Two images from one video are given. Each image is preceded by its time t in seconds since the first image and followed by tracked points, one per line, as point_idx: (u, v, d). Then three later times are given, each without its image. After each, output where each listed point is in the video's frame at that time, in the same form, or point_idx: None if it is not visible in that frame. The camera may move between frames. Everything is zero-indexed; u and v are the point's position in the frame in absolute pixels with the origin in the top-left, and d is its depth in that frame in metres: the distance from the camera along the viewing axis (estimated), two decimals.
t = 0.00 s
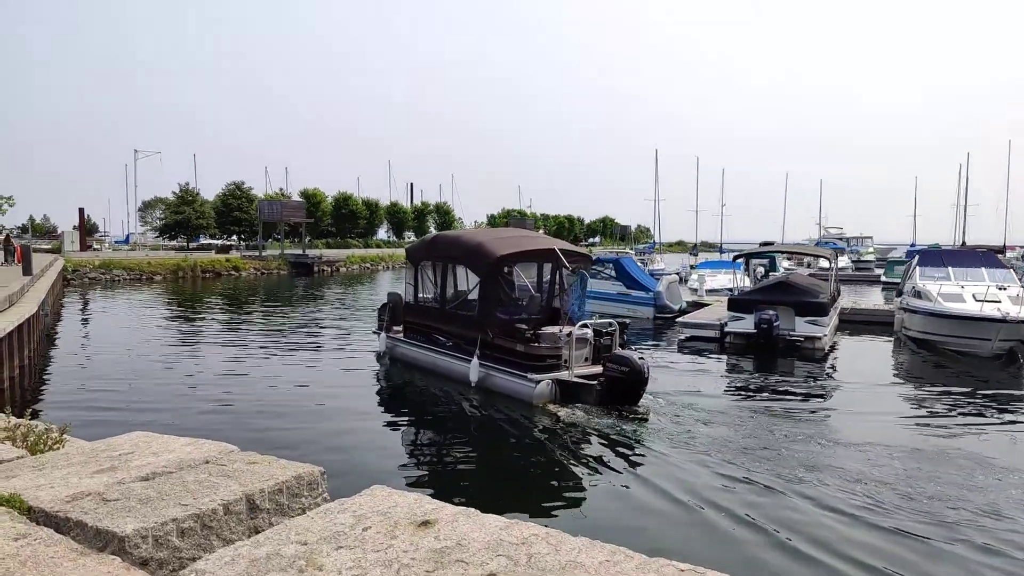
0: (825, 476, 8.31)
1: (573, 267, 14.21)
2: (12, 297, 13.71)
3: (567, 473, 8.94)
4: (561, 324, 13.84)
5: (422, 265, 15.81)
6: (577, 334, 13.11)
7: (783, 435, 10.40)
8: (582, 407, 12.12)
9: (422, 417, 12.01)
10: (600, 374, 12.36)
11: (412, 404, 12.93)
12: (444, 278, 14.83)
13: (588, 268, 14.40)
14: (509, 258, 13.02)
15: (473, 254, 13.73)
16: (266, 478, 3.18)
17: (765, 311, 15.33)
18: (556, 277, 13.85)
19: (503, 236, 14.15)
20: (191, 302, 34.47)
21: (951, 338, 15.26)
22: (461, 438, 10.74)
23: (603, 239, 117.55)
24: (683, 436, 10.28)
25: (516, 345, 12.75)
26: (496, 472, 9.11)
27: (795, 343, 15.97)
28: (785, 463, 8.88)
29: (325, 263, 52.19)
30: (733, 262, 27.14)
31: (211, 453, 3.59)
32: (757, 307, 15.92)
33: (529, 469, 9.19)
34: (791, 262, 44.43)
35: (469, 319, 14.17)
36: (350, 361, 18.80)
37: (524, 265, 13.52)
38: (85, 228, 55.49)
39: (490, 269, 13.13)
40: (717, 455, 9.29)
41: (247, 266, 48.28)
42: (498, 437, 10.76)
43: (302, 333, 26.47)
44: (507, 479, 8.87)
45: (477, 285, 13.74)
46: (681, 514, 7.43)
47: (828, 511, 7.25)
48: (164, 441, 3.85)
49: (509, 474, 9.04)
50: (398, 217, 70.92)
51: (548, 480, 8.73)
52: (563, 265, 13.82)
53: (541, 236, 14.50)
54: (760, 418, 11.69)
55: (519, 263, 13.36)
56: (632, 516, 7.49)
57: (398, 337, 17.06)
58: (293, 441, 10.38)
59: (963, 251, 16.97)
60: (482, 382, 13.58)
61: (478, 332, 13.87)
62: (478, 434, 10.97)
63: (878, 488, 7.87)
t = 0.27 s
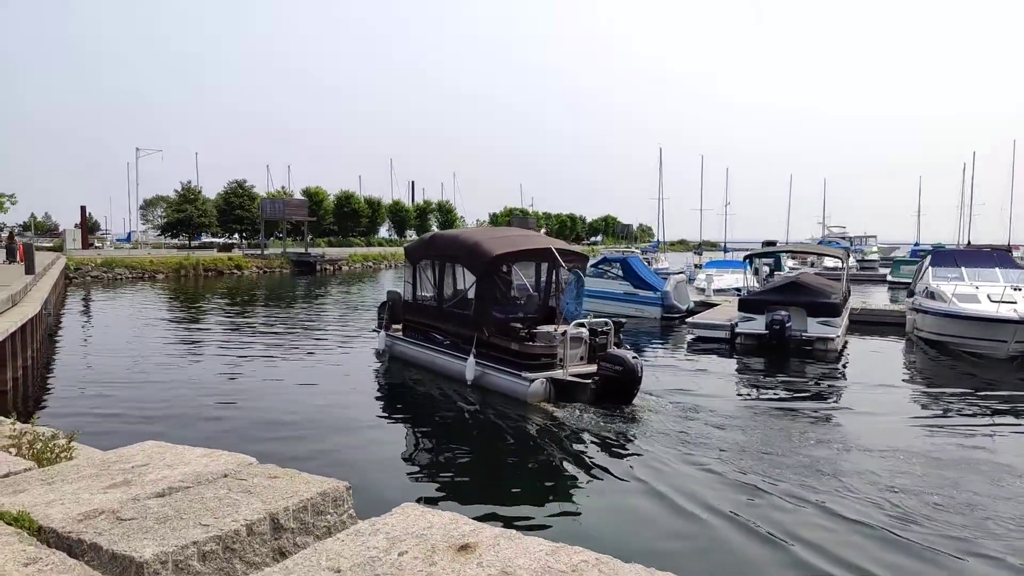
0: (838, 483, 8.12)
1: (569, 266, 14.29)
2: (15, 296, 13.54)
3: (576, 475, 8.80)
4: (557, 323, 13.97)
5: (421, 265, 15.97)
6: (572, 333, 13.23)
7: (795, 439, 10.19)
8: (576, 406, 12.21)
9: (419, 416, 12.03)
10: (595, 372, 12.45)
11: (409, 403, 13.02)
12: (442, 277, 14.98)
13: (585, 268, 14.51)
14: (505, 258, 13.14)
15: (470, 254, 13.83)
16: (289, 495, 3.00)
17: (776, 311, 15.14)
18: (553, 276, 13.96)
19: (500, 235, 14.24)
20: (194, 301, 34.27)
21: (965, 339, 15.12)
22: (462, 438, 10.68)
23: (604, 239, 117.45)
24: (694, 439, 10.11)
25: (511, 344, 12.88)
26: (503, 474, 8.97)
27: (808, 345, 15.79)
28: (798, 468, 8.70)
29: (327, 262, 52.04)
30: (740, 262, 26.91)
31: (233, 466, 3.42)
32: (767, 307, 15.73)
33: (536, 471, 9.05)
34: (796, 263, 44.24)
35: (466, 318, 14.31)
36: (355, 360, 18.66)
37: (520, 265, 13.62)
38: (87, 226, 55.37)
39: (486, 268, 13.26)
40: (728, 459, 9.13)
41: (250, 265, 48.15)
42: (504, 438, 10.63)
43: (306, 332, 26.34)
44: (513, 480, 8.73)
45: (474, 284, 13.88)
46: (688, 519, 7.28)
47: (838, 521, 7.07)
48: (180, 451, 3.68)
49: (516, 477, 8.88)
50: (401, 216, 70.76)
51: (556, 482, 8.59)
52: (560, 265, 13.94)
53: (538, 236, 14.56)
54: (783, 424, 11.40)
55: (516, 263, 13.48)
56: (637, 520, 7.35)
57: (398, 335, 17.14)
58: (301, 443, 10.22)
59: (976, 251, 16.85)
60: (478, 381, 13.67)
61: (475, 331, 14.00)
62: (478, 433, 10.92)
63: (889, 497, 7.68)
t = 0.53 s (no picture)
0: (852, 493, 7.91)
1: (566, 268, 14.24)
2: (16, 299, 13.29)
3: (585, 480, 8.61)
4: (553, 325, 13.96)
5: (418, 265, 15.97)
6: (567, 334, 13.23)
7: (809, 445, 9.97)
8: (571, 407, 12.22)
9: (417, 417, 12.01)
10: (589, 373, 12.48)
11: (405, 403, 13.04)
12: (439, 278, 14.97)
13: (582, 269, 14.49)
14: (502, 260, 13.12)
15: (465, 256, 13.82)
16: (314, 516, 2.81)
17: (789, 314, 14.93)
18: (550, 277, 13.95)
19: (496, 237, 14.21)
20: (195, 304, 34.02)
21: (979, 340, 14.98)
22: (462, 440, 10.59)
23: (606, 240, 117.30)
24: (705, 444, 9.90)
25: (506, 345, 12.91)
26: (510, 479, 8.79)
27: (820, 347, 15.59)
28: (811, 476, 8.48)
29: (329, 264, 51.91)
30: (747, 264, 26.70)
31: (255, 485, 3.24)
32: (779, 309, 15.50)
33: (544, 476, 8.86)
34: (800, 263, 44.07)
35: (462, 319, 14.32)
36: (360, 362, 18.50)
37: (516, 267, 13.59)
38: (88, 227, 55.20)
39: (482, 270, 13.24)
40: (739, 465, 8.93)
41: (252, 266, 48.01)
42: (509, 440, 10.51)
43: (308, 334, 26.18)
44: (521, 485, 8.54)
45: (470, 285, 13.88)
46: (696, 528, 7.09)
47: (852, 532, 6.86)
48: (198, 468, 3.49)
49: (524, 481, 8.73)
50: (402, 217, 70.63)
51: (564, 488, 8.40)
52: (556, 266, 13.93)
53: (534, 237, 14.51)
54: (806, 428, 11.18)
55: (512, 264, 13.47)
56: (646, 525, 7.17)
57: (397, 337, 17.18)
58: (310, 448, 10.06)
59: (988, 252, 16.72)
60: (474, 381, 13.70)
61: (470, 332, 14.02)
62: (477, 434, 10.85)
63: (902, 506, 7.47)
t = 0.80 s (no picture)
0: (870, 497, 7.66)
1: (562, 268, 14.30)
2: (20, 301, 13.08)
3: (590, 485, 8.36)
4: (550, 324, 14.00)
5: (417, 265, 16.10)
6: (563, 334, 13.26)
7: (821, 450, 9.74)
8: (565, 406, 12.25)
9: (416, 416, 12.02)
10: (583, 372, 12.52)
11: (402, 402, 13.11)
12: (437, 279, 15.11)
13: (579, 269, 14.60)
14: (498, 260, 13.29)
15: (462, 255, 13.94)
16: (344, 531, 2.64)
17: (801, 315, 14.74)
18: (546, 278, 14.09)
19: (493, 237, 14.31)
20: (197, 305, 33.80)
21: (992, 341, 14.85)
22: (461, 439, 10.57)
23: (607, 241, 117.15)
24: (713, 450, 9.67)
25: (501, 344, 12.96)
26: (512, 483, 8.59)
27: (832, 347, 15.41)
28: (825, 481, 8.26)
29: (332, 265, 51.78)
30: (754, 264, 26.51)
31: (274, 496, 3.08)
32: (791, 310, 15.28)
33: (547, 481, 8.63)
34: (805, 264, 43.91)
35: (459, 318, 14.44)
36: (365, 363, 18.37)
37: (513, 267, 13.68)
38: (90, 228, 55.07)
39: (479, 270, 13.40)
40: (749, 471, 8.70)
41: (254, 267, 47.88)
42: (509, 441, 10.45)
43: (312, 335, 26.04)
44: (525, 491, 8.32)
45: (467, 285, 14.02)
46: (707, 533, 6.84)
47: (873, 539, 6.58)
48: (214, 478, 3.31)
49: (532, 483, 8.56)
50: (405, 217, 70.49)
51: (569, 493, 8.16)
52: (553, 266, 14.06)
53: (531, 238, 14.60)
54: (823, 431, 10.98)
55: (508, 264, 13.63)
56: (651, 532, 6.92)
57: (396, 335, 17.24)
58: (318, 449, 9.92)
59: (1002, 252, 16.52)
60: (470, 380, 13.76)
61: (467, 330, 14.13)
62: (476, 434, 10.82)
63: (920, 510, 7.23)
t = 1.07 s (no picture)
0: (889, 507, 7.48)
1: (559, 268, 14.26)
2: (21, 302, 12.83)
3: (600, 491, 8.14)
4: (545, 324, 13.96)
5: (414, 265, 16.08)
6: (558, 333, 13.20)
7: (832, 452, 9.54)
8: (559, 405, 12.21)
9: (413, 415, 12.00)
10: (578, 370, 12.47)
11: (398, 400, 13.13)
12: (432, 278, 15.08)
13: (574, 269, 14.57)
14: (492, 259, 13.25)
15: (458, 255, 13.95)
16: (374, 558, 2.53)
17: (814, 316, 14.54)
18: (540, 277, 14.07)
19: (489, 237, 14.30)
20: (199, 304, 33.57)
21: (1004, 342, 14.69)
22: (459, 439, 10.52)
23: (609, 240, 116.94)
24: (722, 451, 9.47)
25: (494, 343, 12.95)
26: (521, 488, 8.37)
27: (844, 349, 15.19)
28: (839, 487, 8.05)
29: (334, 264, 51.63)
30: (760, 264, 26.31)
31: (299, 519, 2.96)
32: (803, 311, 15.06)
33: (555, 485, 8.41)
34: (809, 263, 43.71)
35: (454, 317, 14.40)
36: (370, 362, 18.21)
37: (508, 266, 13.67)
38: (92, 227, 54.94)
39: (474, 268, 13.36)
40: (760, 475, 8.51)
41: (256, 266, 47.73)
42: (505, 440, 10.42)
43: (315, 335, 25.88)
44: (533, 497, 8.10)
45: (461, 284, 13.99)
46: (724, 548, 6.63)
47: (872, 546, 6.54)
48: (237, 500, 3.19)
49: (530, 484, 8.51)
50: (407, 216, 70.30)
51: (578, 499, 7.94)
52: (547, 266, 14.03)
53: (528, 237, 14.58)
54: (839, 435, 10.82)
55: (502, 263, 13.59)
56: (668, 546, 6.70)
57: (394, 335, 17.25)
58: (325, 450, 9.77)
59: (1016, 251, 16.55)
60: (466, 379, 13.76)
61: (461, 329, 14.08)
62: (473, 434, 10.78)
63: (940, 523, 7.05)
